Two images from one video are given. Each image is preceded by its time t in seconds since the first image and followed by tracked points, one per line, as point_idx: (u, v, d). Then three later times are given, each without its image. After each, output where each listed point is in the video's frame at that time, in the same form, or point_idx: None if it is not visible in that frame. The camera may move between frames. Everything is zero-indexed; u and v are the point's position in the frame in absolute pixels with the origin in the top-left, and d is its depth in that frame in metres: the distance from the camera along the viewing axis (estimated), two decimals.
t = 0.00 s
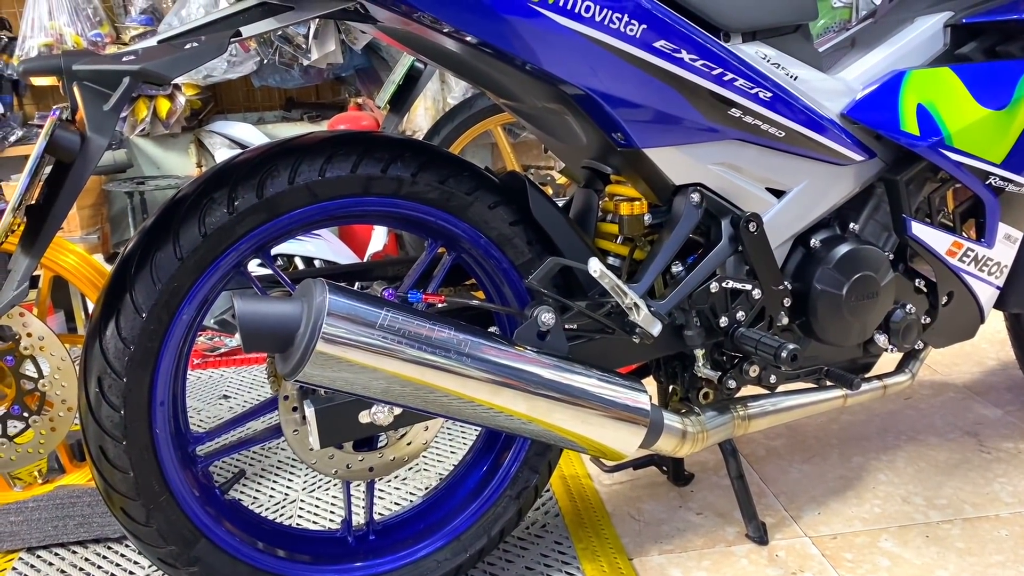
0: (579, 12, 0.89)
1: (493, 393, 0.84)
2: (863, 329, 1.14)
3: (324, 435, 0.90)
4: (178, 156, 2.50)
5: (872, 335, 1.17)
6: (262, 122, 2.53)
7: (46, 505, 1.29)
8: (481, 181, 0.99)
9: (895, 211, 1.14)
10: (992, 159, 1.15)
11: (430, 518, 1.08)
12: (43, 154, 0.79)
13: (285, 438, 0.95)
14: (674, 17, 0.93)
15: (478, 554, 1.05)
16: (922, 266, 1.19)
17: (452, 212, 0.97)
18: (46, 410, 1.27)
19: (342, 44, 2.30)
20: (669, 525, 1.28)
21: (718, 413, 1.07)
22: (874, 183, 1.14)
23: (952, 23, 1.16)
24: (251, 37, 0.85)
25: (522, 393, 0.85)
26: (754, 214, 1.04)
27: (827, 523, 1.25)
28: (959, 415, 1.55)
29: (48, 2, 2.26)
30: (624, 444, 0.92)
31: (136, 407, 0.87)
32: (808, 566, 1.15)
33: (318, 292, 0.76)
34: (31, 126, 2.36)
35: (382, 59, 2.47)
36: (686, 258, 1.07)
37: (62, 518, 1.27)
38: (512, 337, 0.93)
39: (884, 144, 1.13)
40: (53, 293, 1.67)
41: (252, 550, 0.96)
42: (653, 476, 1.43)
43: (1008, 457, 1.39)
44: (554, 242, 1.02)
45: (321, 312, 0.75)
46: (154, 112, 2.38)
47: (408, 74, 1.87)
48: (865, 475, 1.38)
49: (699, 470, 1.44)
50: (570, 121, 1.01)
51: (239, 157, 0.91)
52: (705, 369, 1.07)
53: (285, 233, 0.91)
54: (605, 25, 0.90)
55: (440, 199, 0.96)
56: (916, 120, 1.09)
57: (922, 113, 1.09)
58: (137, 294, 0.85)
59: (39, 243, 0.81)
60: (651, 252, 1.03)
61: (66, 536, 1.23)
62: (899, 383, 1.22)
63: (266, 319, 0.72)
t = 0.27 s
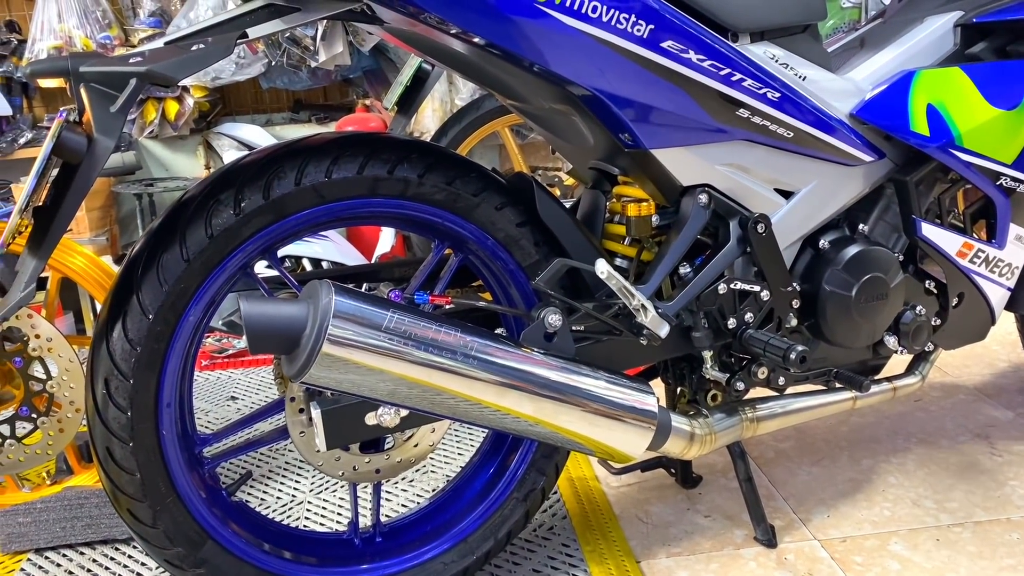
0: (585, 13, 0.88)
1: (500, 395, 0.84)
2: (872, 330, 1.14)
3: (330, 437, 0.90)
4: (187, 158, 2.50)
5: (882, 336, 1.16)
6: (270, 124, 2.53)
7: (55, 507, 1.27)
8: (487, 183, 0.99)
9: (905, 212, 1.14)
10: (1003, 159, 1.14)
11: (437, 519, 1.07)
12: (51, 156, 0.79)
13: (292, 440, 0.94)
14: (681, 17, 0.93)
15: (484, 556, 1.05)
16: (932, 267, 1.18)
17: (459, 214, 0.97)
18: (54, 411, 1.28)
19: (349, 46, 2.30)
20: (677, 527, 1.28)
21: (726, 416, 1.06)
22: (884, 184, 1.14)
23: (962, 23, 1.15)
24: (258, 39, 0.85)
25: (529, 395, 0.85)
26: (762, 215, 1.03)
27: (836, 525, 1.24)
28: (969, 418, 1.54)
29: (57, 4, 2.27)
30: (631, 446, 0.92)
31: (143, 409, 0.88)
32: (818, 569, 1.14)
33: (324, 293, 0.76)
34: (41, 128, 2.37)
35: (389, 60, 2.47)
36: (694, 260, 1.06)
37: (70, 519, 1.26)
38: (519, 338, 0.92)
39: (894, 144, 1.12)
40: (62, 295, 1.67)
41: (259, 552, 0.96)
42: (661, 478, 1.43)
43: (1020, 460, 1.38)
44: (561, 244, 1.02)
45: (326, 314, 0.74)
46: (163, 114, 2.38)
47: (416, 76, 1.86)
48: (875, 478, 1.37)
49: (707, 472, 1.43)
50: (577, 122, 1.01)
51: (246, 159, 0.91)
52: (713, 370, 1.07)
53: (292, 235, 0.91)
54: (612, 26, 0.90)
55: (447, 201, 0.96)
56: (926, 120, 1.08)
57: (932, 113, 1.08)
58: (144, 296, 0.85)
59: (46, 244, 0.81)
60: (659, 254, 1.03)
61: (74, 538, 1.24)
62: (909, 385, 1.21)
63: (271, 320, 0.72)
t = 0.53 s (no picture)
0: (592, 18, 0.87)
1: (505, 405, 0.83)
2: (883, 338, 1.12)
3: (335, 446, 0.89)
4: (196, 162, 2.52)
5: (894, 344, 1.14)
6: (279, 128, 2.53)
7: (60, 513, 1.28)
8: (493, 189, 0.98)
9: (917, 218, 1.12)
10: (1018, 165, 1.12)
11: (443, 528, 1.06)
12: (53, 164, 0.79)
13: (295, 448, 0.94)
14: (690, 21, 0.92)
15: (491, 566, 1.04)
16: (944, 273, 1.17)
17: (465, 220, 0.96)
18: (59, 417, 1.27)
19: (358, 50, 2.30)
20: (686, 536, 1.26)
21: (735, 425, 1.05)
22: (896, 189, 1.12)
23: (976, 26, 1.13)
24: (262, 45, 0.84)
25: (534, 405, 0.84)
26: (772, 221, 1.02)
27: (848, 535, 1.22)
28: (983, 425, 1.52)
29: (67, 9, 2.27)
30: (638, 456, 0.90)
31: (146, 418, 0.87)
32: None
33: (327, 302, 0.75)
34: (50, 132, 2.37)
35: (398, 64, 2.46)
36: (703, 266, 1.05)
37: (76, 526, 1.26)
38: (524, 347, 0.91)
39: (906, 149, 1.10)
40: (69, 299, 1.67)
41: (262, 561, 0.95)
42: (671, 486, 1.41)
43: None
44: (568, 251, 1.01)
45: (329, 324, 0.74)
46: (172, 118, 2.39)
47: (424, 80, 1.86)
48: (887, 486, 1.35)
49: (717, 480, 1.42)
50: (584, 127, 0.99)
51: (250, 165, 0.90)
52: (722, 379, 1.05)
53: (297, 242, 0.90)
54: (619, 31, 0.88)
55: (452, 207, 0.95)
56: (939, 125, 1.06)
57: (945, 117, 1.06)
58: (147, 304, 0.85)
59: (49, 251, 0.81)
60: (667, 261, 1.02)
61: (79, 544, 1.23)
62: (921, 394, 1.19)
63: (273, 330, 0.71)
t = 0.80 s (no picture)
0: (588, 25, 0.85)
1: (498, 422, 0.81)
2: (890, 350, 1.09)
3: (326, 461, 0.87)
4: (199, 167, 2.50)
5: (901, 356, 1.11)
6: (283, 132, 2.52)
7: (54, 525, 1.28)
8: (489, 199, 0.96)
9: (925, 227, 1.09)
10: None
11: (438, 544, 1.04)
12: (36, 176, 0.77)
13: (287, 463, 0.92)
14: (689, 28, 0.90)
15: None
16: (953, 283, 1.14)
17: (459, 231, 0.94)
18: (54, 428, 1.26)
19: (361, 54, 2.28)
20: (688, 551, 1.24)
21: (736, 440, 1.02)
22: (903, 198, 1.09)
23: (985, 31, 1.10)
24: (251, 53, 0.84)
25: (527, 422, 0.82)
26: (775, 232, 0.99)
27: (853, 550, 1.20)
28: (993, 436, 1.48)
29: (70, 14, 2.27)
30: (636, 473, 0.88)
31: (133, 433, 0.85)
32: None
33: (313, 318, 0.73)
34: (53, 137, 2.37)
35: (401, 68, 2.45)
36: (705, 277, 1.02)
37: (70, 538, 1.25)
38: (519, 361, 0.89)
39: (913, 157, 1.08)
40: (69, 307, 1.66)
41: None
42: (673, 499, 1.39)
43: None
44: (565, 262, 0.99)
45: (316, 340, 0.72)
46: (175, 123, 2.38)
47: (425, 85, 1.84)
48: (894, 500, 1.32)
49: (720, 492, 1.40)
50: (582, 135, 0.97)
51: (240, 175, 0.88)
52: (724, 392, 1.03)
53: (288, 253, 0.88)
54: (616, 38, 0.86)
55: (446, 218, 0.93)
56: (947, 132, 1.04)
57: (954, 124, 1.03)
58: (134, 318, 0.83)
59: (34, 264, 0.79)
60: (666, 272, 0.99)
61: (74, 555, 1.21)
62: (929, 407, 1.16)
63: (255, 347, 0.70)
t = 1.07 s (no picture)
0: (567, 24, 0.82)
1: (473, 434, 0.78)
2: (884, 358, 1.06)
3: (298, 474, 0.84)
4: (194, 170, 2.45)
5: (895, 365, 1.08)
6: (278, 134, 2.50)
7: (32, 535, 1.26)
8: (468, 204, 0.94)
9: (920, 232, 1.06)
10: None
11: (417, 557, 1.01)
12: None
13: (259, 475, 0.88)
14: (673, 28, 0.87)
15: None
16: (950, 289, 1.11)
17: (438, 237, 0.92)
18: (33, 435, 1.24)
19: (355, 56, 2.27)
20: (678, 563, 1.22)
21: (724, 451, 0.99)
22: (898, 202, 1.06)
23: (983, 30, 1.07)
24: (220, 54, 0.81)
25: (503, 434, 0.79)
26: (764, 237, 0.97)
27: (847, 563, 1.17)
28: (994, 445, 1.45)
29: (63, 15, 2.26)
30: (617, 487, 0.85)
31: (100, 445, 0.83)
32: None
33: (278, 327, 0.70)
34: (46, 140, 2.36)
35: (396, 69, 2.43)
36: (691, 284, 1.00)
37: (48, 547, 1.23)
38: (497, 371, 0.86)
39: (908, 159, 1.05)
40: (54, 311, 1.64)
41: None
42: (664, 509, 1.36)
43: None
44: (548, 268, 0.96)
45: (279, 350, 0.69)
46: (168, 125, 2.36)
47: (417, 86, 1.82)
48: (891, 511, 1.29)
49: (713, 502, 1.37)
50: (565, 138, 0.95)
51: (210, 179, 0.86)
52: (712, 402, 1.00)
53: (260, 259, 0.86)
54: (596, 38, 0.84)
55: (424, 223, 0.90)
56: (942, 135, 1.01)
57: (949, 126, 1.00)
58: (100, 326, 0.81)
59: None
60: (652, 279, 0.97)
61: (53, 565, 1.19)
62: (925, 416, 1.13)
63: (218, 357, 0.66)
